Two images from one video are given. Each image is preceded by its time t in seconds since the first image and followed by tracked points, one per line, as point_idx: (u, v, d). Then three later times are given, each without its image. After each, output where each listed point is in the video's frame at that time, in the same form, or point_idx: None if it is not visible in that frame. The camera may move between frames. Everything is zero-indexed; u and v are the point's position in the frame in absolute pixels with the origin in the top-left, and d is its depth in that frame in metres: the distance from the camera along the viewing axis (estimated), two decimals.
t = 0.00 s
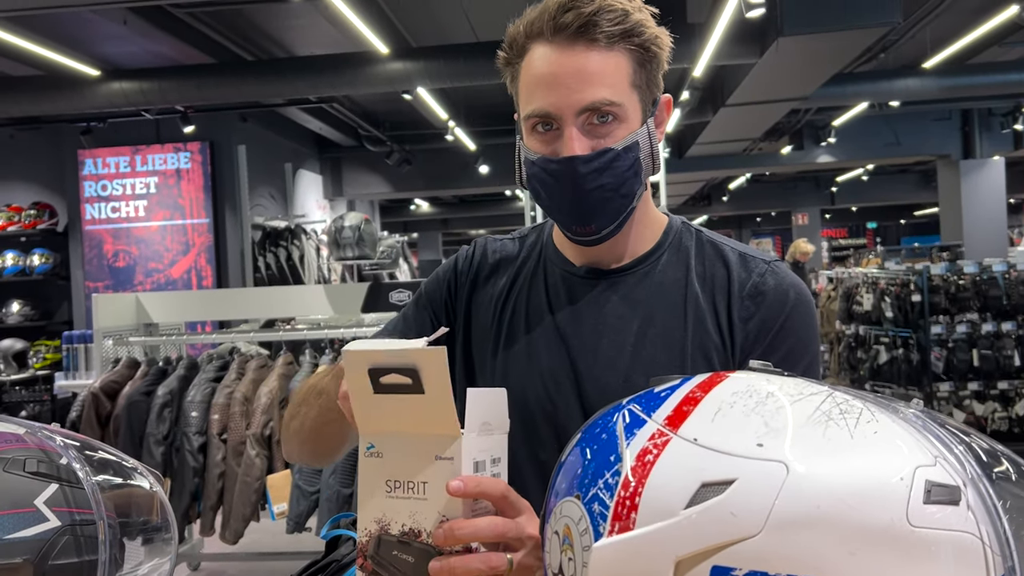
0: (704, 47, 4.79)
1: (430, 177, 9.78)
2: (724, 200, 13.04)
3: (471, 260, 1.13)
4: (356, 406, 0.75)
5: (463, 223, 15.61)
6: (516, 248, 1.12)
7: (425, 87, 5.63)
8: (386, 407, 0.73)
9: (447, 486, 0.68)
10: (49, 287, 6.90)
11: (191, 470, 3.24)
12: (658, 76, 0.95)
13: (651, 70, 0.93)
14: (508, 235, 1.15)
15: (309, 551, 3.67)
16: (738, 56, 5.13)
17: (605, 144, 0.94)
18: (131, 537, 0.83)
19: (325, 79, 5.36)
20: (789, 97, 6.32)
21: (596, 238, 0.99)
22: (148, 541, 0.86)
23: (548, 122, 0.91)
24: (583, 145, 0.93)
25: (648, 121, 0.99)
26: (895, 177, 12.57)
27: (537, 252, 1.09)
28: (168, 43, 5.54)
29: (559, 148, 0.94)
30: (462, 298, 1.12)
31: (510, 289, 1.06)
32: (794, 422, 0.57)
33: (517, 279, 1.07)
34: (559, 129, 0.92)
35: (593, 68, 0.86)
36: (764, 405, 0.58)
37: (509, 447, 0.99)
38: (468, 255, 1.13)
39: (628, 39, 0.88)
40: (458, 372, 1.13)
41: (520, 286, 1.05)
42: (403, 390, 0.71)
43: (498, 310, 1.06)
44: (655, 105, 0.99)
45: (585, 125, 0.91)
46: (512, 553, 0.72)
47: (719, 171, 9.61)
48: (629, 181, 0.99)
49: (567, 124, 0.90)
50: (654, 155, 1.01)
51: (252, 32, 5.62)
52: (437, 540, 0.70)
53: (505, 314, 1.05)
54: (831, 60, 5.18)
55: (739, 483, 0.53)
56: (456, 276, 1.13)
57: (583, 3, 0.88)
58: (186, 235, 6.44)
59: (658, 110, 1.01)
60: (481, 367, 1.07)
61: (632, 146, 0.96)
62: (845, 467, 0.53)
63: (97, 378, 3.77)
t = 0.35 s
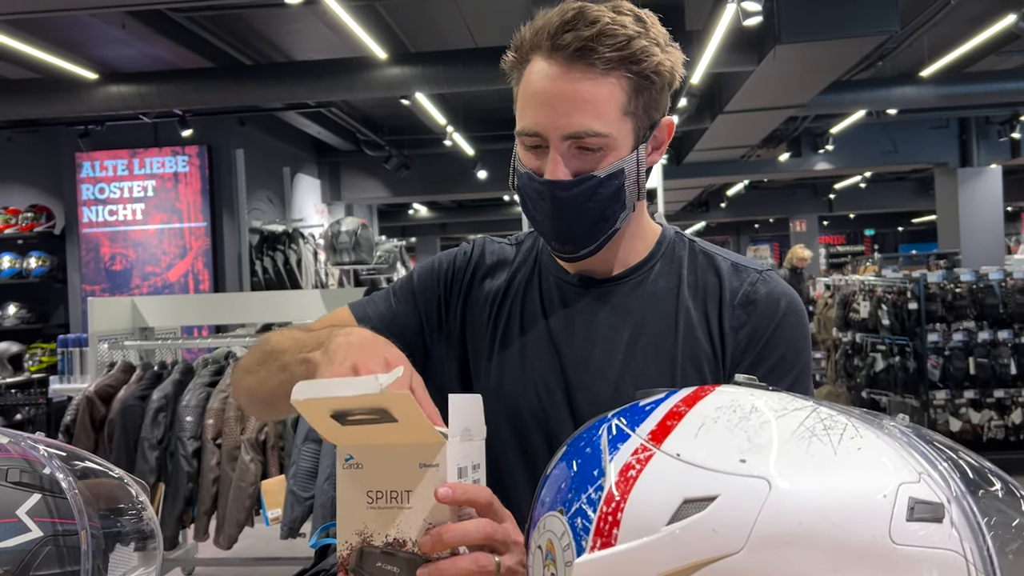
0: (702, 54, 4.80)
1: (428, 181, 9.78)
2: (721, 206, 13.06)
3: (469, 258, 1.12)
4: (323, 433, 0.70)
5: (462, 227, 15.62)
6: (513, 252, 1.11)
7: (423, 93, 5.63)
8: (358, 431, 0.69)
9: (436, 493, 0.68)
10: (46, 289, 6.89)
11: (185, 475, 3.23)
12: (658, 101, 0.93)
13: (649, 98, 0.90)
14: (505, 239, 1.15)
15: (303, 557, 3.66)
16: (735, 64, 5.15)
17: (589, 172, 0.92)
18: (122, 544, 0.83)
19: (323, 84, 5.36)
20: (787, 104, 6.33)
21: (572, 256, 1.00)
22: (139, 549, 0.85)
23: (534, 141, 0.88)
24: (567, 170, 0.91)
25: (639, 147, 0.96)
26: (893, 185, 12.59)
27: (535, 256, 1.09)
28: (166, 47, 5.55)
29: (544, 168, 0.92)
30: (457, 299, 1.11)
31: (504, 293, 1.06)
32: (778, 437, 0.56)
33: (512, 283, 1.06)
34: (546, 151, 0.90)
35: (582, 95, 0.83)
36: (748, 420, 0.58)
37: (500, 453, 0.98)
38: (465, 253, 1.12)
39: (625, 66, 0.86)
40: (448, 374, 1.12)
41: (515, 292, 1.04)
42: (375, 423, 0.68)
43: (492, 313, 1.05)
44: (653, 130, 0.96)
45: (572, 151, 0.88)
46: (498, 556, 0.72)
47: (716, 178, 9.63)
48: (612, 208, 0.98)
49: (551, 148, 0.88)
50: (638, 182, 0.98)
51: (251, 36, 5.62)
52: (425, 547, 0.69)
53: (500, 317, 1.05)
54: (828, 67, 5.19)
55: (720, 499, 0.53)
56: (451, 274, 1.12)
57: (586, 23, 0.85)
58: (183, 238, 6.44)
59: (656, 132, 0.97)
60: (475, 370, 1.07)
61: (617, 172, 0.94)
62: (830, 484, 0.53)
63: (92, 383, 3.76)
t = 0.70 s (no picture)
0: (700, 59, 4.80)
1: (425, 185, 9.78)
2: (719, 212, 13.08)
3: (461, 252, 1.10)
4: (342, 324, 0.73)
5: (459, 231, 15.61)
6: (509, 249, 1.11)
7: (421, 96, 5.63)
8: (381, 327, 0.72)
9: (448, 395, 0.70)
10: (41, 291, 6.87)
11: (180, 477, 3.22)
12: (684, 110, 0.94)
13: (677, 105, 0.92)
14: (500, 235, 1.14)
15: (297, 560, 3.65)
16: (732, 69, 5.16)
17: (606, 165, 0.92)
18: (116, 545, 0.82)
19: (321, 86, 5.36)
20: (784, 110, 6.34)
21: (571, 247, 0.98)
22: (132, 550, 0.84)
23: (558, 122, 0.88)
24: (586, 158, 0.91)
25: (657, 153, 0.95)
26: (890, 192, 12.63)
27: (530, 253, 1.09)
28: (164, 49, 5.54)
29: (563, 150, 0.92)
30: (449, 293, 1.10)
31: (499, 289, 1.05)
32: (779, 436, 0.56)
33: (507, 279, 1.06)
34: (570, 135, 0.90)
35: (617, 87, 0.84)
36: (748, 420, 0.58)
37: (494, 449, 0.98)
38: (461, 247, 1.10)
39: (664, 71, 0.87)
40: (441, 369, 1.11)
41: (511, 288, 1.04)
42: (406, 313, 0.71)
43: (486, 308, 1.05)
44: (674, 140, 0.96)
45: (594, 140, 0.89)
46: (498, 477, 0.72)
47: (713, 183, 9.65)
48: (621, 207, 0.96)
49: (577, 133, 0.88)
50: (650, 189, 0.97)
51: (249, 38, 5.62)
52: (436, 442, 0.68)
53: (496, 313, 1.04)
54: (825, 73, 5.20)
55: (720, 499, 0.53)
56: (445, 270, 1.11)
57: (637, 18, 0.86)
58: (179, 240, 6.43)
59: (676, 144, 0.97)
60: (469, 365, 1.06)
61: (633, 173, 0.94)
62: (828, 483, 0.53)
63: (86, 384, 3.75)
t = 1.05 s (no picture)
0: (698, 63, 4.81)
1: (423, 187, 9.79)
2: (716, 216, 13.10)
3: (457, 267, 1.12)
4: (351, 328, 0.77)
5: (456, 234, 15.61)
6: (504, 259, 1.12)
7: (419, 98, 5.64)
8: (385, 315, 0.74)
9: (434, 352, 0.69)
10: (37, 291, 6.85)
11: (176, 478, 3.20)
12: (660, 114, 0.92)
13: (652, 111, 0.90)
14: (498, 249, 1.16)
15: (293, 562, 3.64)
16: (729, 73, 5.18)
17: (583, 173, 0.91)
18: (114, 546, 0.82)
19: (319, 88, 5.36)
20: (782, 114, 6.36)
21: (557, 253, 0.99)
22: (130, 550, 0.84)
23: (536, 137, 0.89)
24: (563, 169, 0.91)
25: (636, 157, 0.94)
26: (886, 197, 12.66)
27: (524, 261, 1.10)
28: (163, 50, 5.54)
29: (541, 163, 0.92)
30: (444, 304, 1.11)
31: (492, 294, 1.06)
32: (780, 436, 0.56)
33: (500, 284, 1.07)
34: (547, 148, 0.90)
35: (587, 100, 0.83)
36: (749, 419, 0.58)
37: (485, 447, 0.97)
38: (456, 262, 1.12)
39: (632, 77, 0.86)
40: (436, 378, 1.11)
41: (502, 291, 1.05)
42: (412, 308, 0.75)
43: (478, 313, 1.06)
44: (653, 143, 0.94)
45: (569, 151, 0.88)
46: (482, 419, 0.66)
47: (711, 187, 9.66)
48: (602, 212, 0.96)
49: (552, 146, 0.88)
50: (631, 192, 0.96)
51: (247, 39, 5.63)
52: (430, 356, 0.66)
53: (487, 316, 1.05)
54: (823, 77, 5.21)
55: (723, 497, 0.53)
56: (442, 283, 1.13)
57: (600, 31, 0.85)
58: (176, 241, 6.42)
59: (656, 145, 0.95)
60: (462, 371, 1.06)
61: (611, 179, 0.93)
62: (829, 482, 0.53)
63: (83, 385, 3.73)
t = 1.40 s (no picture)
0: (698, 67, 4.81)
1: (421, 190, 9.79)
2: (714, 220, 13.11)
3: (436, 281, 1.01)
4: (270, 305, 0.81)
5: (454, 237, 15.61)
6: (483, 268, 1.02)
7: (418, 100, 5.64)
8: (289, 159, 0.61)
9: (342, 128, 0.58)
10: (36, 292, 6.84)
11: (174, 479, 3.19)
12: (636, 103, 0.91)
13: (628, 100, 0.89)
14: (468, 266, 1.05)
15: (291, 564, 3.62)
16: (727, 76, 5.19)
17: (565, 159, 0.89)
18: (110, 545, 0.81)
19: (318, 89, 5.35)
20: (780, 118, 6.37)
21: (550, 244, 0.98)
22: (127, 550, 0.83)
23: (518, 131, 0.88)
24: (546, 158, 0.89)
25: (616, 146, 0.93)
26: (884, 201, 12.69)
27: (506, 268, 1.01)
28: (162, 50, 5.54)
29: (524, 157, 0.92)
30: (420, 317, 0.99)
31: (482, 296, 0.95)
32: (787, 432, 0.56)
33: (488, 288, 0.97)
34: (528, 140, 0.89)
35: (564, 87, 0.83)
36: (756, 414, 0.58)
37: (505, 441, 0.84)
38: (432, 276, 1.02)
39: (606, 66, 0.85)
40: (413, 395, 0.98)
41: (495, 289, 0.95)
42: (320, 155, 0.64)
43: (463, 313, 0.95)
44: (631, 132, 0.93)
45: (551, 141, 0.87)
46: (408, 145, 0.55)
47: (709, 191, 9.67)
48: (586, 196, 0.94)
49: (533, 135, 0.87)
50: (614, 177, 0.95)
51: (246, 40, 5.62)
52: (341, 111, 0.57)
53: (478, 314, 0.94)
54: (821, 81, 5.21)
55: (729, 492, 0.53)
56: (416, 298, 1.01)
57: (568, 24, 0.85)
58: (174, 242, 6.41)
59: (636, 136, 0.94)
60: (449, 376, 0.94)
61: (593, 163, 0.91)
62: (837, 477, 0.53)
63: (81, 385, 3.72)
